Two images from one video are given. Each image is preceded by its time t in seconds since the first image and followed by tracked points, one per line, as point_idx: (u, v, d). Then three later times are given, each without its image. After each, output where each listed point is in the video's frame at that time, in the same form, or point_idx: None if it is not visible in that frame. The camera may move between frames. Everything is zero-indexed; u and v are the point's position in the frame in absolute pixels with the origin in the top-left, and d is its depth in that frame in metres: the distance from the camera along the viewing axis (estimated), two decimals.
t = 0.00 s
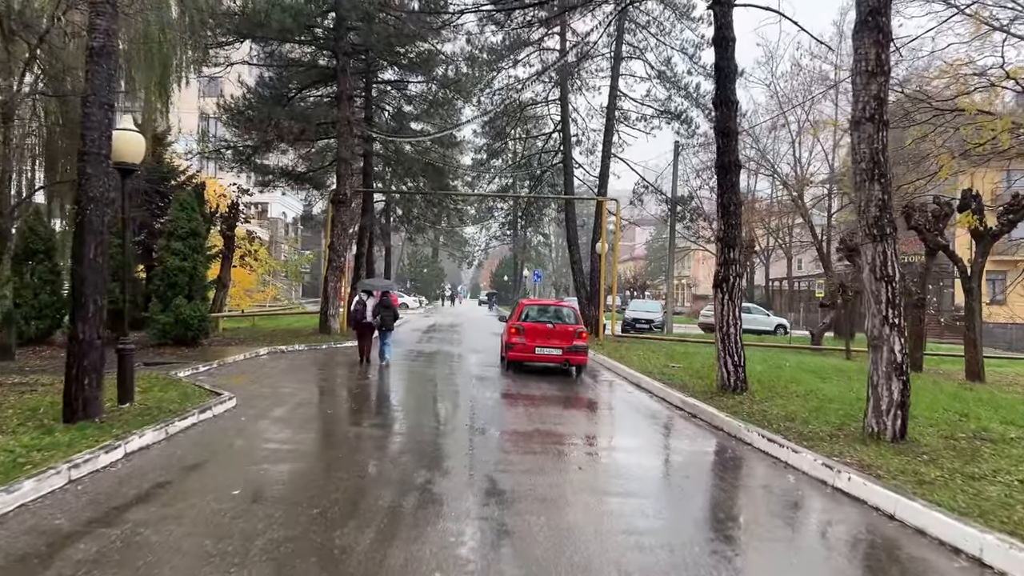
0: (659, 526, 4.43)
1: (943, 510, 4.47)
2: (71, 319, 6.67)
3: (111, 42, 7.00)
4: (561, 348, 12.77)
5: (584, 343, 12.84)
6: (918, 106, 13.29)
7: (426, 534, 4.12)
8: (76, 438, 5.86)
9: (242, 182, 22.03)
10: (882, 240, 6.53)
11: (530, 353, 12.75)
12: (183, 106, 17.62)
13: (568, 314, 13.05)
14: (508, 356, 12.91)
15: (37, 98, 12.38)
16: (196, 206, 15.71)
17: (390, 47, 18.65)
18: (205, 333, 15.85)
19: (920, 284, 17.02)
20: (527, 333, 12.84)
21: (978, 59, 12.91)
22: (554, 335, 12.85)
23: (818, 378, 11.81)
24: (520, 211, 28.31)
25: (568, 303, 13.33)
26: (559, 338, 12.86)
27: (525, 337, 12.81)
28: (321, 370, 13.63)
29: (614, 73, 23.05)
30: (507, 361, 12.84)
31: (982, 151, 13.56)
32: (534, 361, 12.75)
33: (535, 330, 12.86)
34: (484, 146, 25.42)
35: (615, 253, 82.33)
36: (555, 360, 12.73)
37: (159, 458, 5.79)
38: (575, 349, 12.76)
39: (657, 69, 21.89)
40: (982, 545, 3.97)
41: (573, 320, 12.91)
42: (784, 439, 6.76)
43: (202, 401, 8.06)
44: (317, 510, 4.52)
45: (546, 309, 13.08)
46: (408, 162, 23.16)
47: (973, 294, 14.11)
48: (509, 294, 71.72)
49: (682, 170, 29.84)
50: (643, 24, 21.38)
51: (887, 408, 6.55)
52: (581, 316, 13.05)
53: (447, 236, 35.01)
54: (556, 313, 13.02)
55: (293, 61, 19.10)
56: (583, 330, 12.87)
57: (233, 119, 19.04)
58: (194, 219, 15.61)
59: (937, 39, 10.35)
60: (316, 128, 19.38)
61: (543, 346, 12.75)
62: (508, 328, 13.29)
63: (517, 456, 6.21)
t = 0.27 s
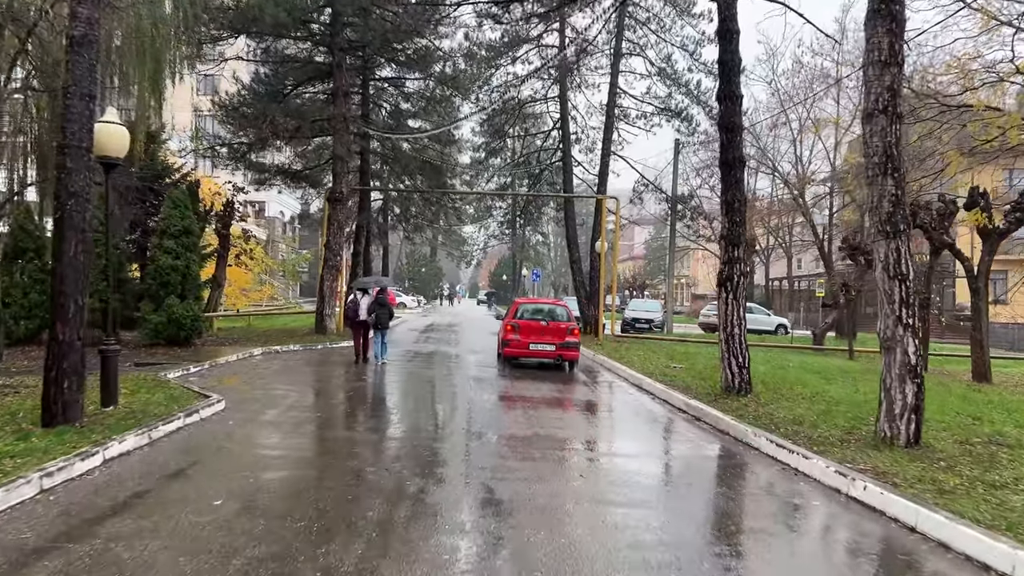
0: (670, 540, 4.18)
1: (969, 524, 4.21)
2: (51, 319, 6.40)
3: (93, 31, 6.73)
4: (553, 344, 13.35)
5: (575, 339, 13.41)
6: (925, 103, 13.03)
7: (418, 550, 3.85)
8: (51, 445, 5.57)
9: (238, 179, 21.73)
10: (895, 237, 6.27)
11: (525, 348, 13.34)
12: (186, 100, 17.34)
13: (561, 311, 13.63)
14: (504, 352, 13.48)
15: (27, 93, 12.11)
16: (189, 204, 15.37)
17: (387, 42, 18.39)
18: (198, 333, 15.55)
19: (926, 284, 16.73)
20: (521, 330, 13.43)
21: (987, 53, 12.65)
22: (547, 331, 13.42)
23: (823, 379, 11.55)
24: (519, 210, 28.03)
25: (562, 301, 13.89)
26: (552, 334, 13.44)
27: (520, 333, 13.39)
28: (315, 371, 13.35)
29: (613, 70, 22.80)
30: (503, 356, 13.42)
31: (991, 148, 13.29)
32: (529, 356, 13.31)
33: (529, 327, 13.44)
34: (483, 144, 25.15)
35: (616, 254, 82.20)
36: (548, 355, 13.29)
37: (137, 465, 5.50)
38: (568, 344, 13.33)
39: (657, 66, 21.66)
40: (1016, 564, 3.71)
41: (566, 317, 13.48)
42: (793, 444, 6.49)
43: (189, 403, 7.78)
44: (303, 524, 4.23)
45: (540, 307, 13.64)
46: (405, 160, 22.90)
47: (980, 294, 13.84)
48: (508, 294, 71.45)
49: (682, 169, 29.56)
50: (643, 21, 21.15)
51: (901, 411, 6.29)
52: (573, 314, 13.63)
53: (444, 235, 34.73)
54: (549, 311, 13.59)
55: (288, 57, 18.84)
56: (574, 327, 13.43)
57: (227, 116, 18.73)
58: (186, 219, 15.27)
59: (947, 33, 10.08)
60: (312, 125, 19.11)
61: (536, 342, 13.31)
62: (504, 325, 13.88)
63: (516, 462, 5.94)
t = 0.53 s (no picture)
0: (678, 557, 3.91)
1: (996, 540, 3.96)
2: (27, 320, 6.12)
3: (72, 20, 6.44)
4: (546, 342, 14.01)
5: (567, 337, 14.03)
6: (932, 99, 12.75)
7: (407, 570, 3.57)
8: (24, 453, 5.30)
9: (232, 178, 21.44)
10: (910, 235, 6.00)
11: (519, 345, 14.03)
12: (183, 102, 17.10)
13: (554, 311, 14.27)
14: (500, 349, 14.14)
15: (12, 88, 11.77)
16: (181, 203, 15.09)
17: (383, 38, 18.10)
18: (190, 333, 15.28)
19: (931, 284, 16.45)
20: (515, 328, 14.11)
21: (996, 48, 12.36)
22: (540, 329, 14.08)
23: (828, 382, 11.28)
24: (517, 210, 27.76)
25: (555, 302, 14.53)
26: (545, 332, 14.09)
27: (514, 331, 14.07)
28: (309, 372, 13.08)
29: (613, 67, 22.53)
30: (499, 353, 14.08)
31: (999, 145, 13.00)
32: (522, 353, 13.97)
33: (522, 325, 14.11)
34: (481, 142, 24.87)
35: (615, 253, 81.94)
36: (541, 352, 13.94)
37: (113, 474, 5.22)
38: (560, 341, 13.96)
39: (657, 63, 21.39)
40: None
41: (559, 316, 14.15)
42: (801, 451, 6.21)
43: (174, 407, 7.50)
44: (284, 541, 3.95)
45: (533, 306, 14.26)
46: (402, 158, 22.63)
47: (988, 294, 13.57)
48: (506, 294, 71.15)
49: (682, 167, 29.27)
50: (643, 17, 20.89)
51: (915, 418, 6.02)
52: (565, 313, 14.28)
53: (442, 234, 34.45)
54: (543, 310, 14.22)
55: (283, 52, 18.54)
56: (566, 326, 14.04)
57: (221, 113, 18.42)
58: (178, 218, 14.91)
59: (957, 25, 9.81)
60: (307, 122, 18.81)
61: (530, 339, 13.97)
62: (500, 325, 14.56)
63: (512, 471, 5.67)
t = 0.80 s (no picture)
0: None
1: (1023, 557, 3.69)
2: None
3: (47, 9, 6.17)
4: (538, 339, 14.84)
5: (557, 334, 14.88)
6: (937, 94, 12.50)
7: None
8: None
9: (226, 176, 21.16)
10: (921, 233, 5.74)
11: (512, 342, 14.87)
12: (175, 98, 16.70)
13: (545, 310, 15.09)
14: (495, 346, 14.94)
15: None
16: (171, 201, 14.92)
17: (377, 34, 17.81)
18: (180, 334, 15.00)
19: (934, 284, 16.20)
20: (509, 326, 14.93)
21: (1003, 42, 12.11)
22: (532, 327, 14.90)
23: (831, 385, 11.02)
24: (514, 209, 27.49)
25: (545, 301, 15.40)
26: (537, 329, 14.94)
27: (508, 329, 14.89)
28: (301, 373, 12.81)
29: (611, 64, 22.27)
30: (494, 350, 14.89)
31: (1005, 142, 12.75)
32: (516, 350, 14.78)
33: (515, 323, 14.94)
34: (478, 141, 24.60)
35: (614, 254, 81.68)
36: (534, 349, 14.75)
37: (84, 484, 4.95)
38: (551, 338, 14.82)
39: (656, 60, 21.14)
40: None
41: (550, 314, 14.99)
42: (808, 458, 5.94)
43: (155, 413, 7.21)
44: (259, 559, 3.68)
45: (525, 305, 15.09)
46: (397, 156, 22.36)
47: (993, 294, 13.30)
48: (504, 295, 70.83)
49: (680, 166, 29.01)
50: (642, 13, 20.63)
51: (926, 424, 5.76)
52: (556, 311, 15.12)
53: (439, 234, 34.18)
54: (534, 309, 15.05)
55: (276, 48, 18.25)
56: (557, 324, 14.87)
57: (213, 110, 18.13)
58: (168, 215, 14.74)
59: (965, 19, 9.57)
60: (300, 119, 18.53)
61: (523, 336, 14.81)
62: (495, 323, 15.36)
63: (506, 480, 5.40)
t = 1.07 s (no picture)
0: None
1: None
2: None
3: None
4: (531, 337, 15.05)
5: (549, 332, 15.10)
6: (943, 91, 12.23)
7: None
8: None
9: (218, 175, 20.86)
10: (934, 232, 5.48)
11: (506, 341, 15.07)
12: (168, 97, 16.40)
13: (538, 309, 15.28)
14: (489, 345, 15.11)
15: None
16: (161, 200, 14.65)
17: (371, 30, 17.52)
18: (170, 336, 14.73)
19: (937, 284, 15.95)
20: (503, 326, 15.11)
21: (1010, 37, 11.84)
22: (526, 326, 15.10)
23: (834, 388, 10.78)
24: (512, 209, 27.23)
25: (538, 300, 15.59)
26: (530, 328, 15.14)
27: (502, 328, 15.07)
28: (292, 376, 12.54)
29: (609, 62, 22.01)
30: (488, 349, 15.06)
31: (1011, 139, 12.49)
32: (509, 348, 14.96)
33: (509, 322, 15.13)
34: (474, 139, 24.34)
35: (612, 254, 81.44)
36: (527, 347, 14.96)
37: (52, 497, 4.67)
38: (544, 337, 15.04)
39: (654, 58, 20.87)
40: None
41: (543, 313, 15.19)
42: (815, 467, 5.68)
43: (136, 418, 6.94)
44: None
45: (519, 304, 15.26)
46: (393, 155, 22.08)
47: (998, 294, 13.06)
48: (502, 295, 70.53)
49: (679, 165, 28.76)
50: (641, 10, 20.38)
51: (939, 431, 5.51)
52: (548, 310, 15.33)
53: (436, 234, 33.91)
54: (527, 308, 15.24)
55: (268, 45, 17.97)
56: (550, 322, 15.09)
57: (205, 107, 17.84)
58: (158, 214, 14.45)
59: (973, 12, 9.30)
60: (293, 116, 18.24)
61: (517, 335, 15.01)
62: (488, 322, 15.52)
63: (498, 491, 5.13)
